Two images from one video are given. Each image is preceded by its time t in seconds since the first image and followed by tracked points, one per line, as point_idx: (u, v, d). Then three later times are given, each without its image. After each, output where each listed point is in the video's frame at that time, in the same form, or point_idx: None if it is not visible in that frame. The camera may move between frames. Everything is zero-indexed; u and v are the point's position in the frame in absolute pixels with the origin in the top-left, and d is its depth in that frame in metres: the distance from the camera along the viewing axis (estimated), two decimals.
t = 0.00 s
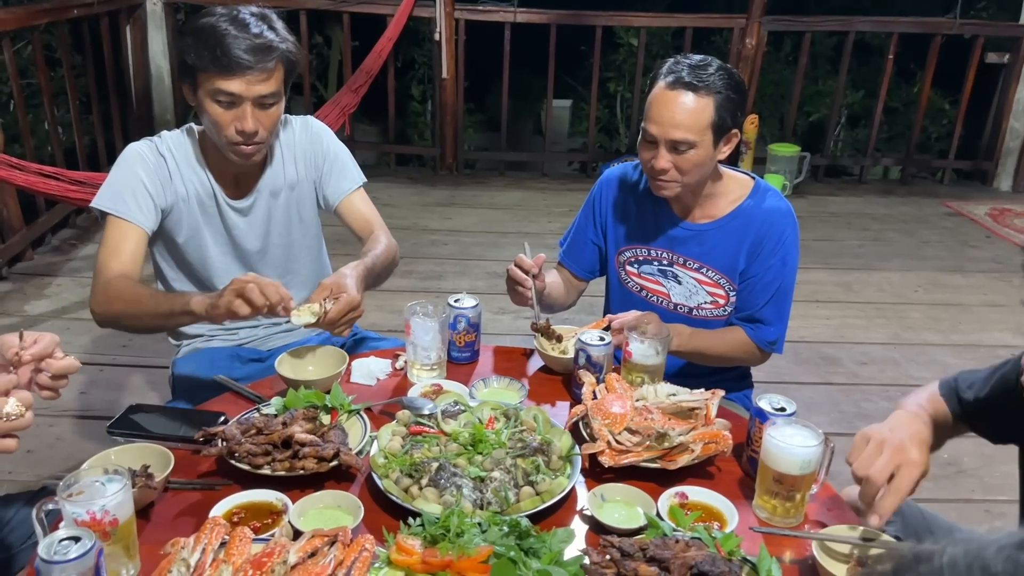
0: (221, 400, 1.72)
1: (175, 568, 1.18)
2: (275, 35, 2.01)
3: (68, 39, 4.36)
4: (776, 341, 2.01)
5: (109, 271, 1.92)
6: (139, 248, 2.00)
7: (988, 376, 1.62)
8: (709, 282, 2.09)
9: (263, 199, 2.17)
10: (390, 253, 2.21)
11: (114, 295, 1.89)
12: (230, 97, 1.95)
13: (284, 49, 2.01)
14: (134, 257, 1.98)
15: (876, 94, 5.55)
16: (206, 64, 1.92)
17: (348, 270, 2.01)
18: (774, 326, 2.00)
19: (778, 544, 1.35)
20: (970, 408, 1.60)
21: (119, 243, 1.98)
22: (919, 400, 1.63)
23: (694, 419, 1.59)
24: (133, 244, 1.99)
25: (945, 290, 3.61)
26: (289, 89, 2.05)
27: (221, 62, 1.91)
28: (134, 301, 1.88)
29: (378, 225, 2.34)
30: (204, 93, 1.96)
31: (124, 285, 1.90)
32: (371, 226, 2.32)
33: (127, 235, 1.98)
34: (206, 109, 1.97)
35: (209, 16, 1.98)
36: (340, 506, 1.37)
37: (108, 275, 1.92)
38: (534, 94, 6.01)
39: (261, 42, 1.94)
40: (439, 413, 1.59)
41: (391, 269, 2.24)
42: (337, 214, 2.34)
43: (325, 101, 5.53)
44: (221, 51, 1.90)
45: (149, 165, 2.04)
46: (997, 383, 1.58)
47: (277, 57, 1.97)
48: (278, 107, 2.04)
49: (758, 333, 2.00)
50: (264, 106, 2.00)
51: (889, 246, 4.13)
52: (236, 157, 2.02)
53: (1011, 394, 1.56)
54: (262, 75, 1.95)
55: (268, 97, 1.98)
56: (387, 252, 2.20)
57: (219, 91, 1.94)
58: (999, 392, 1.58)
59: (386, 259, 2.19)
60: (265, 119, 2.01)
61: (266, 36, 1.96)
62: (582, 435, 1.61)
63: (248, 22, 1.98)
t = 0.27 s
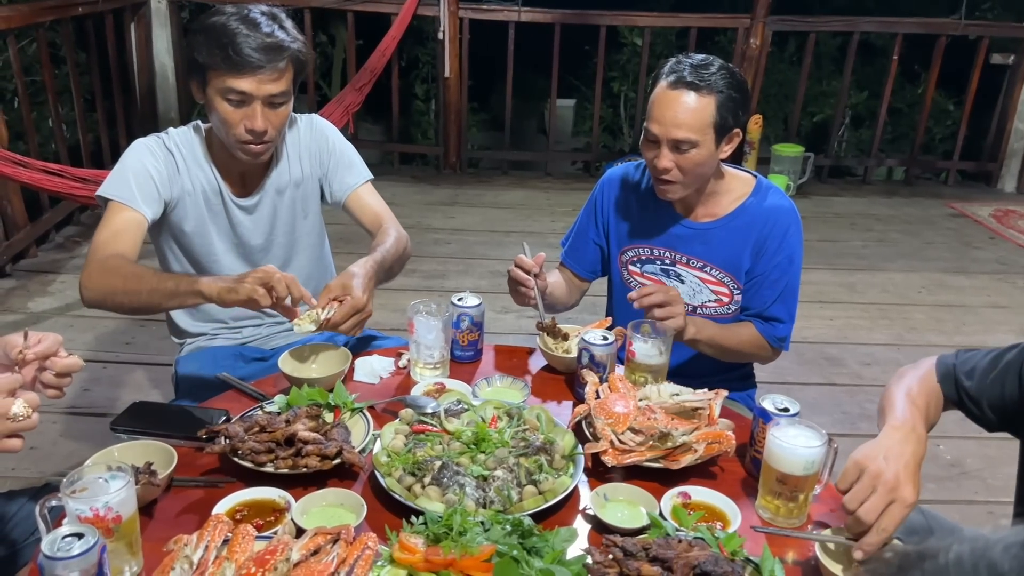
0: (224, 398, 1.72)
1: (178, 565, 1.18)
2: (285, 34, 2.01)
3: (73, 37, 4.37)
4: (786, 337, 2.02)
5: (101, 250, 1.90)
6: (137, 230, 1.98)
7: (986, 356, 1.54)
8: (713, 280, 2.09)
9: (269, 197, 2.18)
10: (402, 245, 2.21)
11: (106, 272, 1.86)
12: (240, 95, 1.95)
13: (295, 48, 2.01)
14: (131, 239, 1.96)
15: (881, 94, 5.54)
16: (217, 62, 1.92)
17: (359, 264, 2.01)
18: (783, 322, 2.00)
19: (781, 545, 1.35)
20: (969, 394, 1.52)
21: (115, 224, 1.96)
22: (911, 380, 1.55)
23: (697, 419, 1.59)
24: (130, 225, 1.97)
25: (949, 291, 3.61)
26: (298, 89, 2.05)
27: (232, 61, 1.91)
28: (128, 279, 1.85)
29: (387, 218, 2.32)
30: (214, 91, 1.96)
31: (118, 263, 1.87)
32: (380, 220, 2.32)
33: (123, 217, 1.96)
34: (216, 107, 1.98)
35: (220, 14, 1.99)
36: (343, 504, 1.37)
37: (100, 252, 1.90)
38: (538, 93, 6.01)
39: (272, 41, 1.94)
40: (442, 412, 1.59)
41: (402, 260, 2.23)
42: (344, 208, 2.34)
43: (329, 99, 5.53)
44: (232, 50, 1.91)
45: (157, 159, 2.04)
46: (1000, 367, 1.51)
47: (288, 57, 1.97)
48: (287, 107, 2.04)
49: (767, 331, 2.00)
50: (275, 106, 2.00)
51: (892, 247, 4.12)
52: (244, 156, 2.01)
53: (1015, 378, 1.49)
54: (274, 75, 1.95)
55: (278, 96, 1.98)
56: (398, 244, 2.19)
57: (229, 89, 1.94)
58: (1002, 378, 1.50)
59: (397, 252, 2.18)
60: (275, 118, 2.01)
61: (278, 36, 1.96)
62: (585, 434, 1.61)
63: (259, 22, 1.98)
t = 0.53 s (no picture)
0: (228, 396, 1.73)
1: (183, 563, 1.18)
2: (292, 35, 2.01)
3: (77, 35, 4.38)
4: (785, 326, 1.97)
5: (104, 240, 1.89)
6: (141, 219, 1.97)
7: (995, 351, 1.53)
8: (715, 275, 2.10)
9: (275, 197, 2.18)
10: (407, 242, 2.20)
11: (110, 259, 1.85)
12: (244, 94, 1.96)
13: (301, 50, 2.01)
14: (136, 229, 1.95)
15: (884, 96, 5.54)
16: (221, 61, 1.93)
17: (363, 259, 1.99)
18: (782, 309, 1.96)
19: (784, 546, 1.35)
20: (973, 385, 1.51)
21: (119, 213, 1.95)
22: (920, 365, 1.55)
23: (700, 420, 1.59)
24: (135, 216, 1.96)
25: (952, 293, 3.61)
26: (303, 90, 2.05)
27: (236, 60, 1.92)
28: (134, 268, 1.84)
29: (393, 216, 2.31)
30: (219, 89, 1.97)
31: (122, 251, 1.86)
32: (386, 218, 2.31)
33: (127, 207, 1.95)
34: (220, 106, 1.99)
35: (229, 14, 1.99)
36: (347, 503, 1.37)
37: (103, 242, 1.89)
38: (541, 93, 6.02)
39: (277, 41, 1.94)
40: (446, 412, 1.60)
41: (407, 260, 2.22)
42: (350, 206, 2.34)
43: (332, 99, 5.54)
44: (236, 49, 1.92)
45: (164, 157, 2.05)
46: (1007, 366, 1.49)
47: (293, 59, 1.97)
48: (292, 108, 2.04)
49: (764, 318, 1.97)
50: (277, 106, 2.00)
51: (896, 248, 4.12)
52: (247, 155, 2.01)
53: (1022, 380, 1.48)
54: (277, 75, 1.96)
55: (281, 96, 1.99)
56: (402, 241, 2.19)
57: (231, 87, 1.95)
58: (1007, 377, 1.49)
59: (401, 248, 2.17)
60: (278, 119, 2.01)
61: (283, 35, 1.96)
62: (588, 434, 1.61)
63: (266, 22, 1.98)
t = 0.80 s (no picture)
0: (235, 396, 1.73)
1: (190, 561, 1.19)
2: (289, 35, 2.02)
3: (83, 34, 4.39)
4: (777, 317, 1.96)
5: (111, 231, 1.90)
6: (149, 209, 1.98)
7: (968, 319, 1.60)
8: (715, 271, 2.11)
9: (281, 197, 2.19)
10: (412, 242, 2.20)
11: (118, 248, 1.85)
12: (230, 87, 1.97)
13: (293, 52, 2.02)
14: (143, 220, 1.96)
15: (889, 98, 5.54)
16: (212, 52, 1.96)
17: (368, 259, 1.99)
18: (773, 300, 1.97)
19: (788, 548, 1.35)
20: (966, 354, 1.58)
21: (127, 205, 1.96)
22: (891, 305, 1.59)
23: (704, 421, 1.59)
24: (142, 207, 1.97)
25: (956, 296, 3.61)
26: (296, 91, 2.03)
27: (223, 51, 1.94)
28: (142, 258, 1.84)
29: (398, 215, 2.30)
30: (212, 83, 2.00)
31: (131, 241, 1.87)
32: (391, 218, 2.30)
33: (134, 197, 1.97)
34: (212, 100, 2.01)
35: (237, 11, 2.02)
36: (353, 502, 1.38)
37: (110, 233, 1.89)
38: (545, 93, 6.02)
39: (272, 39, 1.97)
40: (451, 412, 1.60)
41: (414, 259, 2.21)
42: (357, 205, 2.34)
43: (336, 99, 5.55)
44: (225, 39, 1.94)
45: (172, 155, 2.06)
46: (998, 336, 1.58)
47: (280, 53, 1.98)
48: (282, 109, 2.01)
49: (757, 308, 1.96)
50: (263, 102, 1.98)
51: (900, 251, 4.12)
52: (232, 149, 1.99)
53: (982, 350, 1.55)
54: (260, 67, 1.95)
55: (267, 91, 1.97)
56: (408, 241, 2.18)
57: (218, 76, 1.96)
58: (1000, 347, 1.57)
59: (407, 248, 2.17)
60: (263, 115, 1.98)
61: (277, 32, 1.98)
62: (593, 435, 1.62)
63: (267, 21, 2.00)
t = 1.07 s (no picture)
0: (240, 395, 1.74)
1: (197, 560, 1.20)
2: (292, 35, 2.02)
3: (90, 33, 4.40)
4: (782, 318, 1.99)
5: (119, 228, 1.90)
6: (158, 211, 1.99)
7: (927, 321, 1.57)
8: (720, 272, 2.12)
9: (286, 198, 2.19)
10: (418, 244, 2.20)
11: (126, 246, 1.85)
12: (235, 91, 1.97)
13: (298, 53, 2.02)
14: (151, 218, 1.96)
15: (894, 101, 5.53)
16: (218, 54, 1.97)
17: (375, 263, 2.00)
18: (777, 299, 1.98)
19: (791, 551, 1.35)
20: (937, 364, 1.53)
21: (136, 203, 1.96)
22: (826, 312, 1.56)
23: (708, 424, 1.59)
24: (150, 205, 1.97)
25: (960, 299, 3.60)
26: (302, 94, 2.04)
27: (229, 54, 1.94)
28: (149, 257, 1.85)
29: (404, 219, 2.30)
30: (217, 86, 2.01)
31: (138, 239, 1.87)
32: (397, 220, 2.30)
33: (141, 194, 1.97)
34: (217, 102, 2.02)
35: (243, 13, 2.02)
36: (357, 503, 1.38)
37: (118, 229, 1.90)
38: (550, 93, 6.02)
39: (277, 42, 1.98)
40: (455, 413, 1.61)
41: (420, 261, 2.22)
42: (361, 207, 2.34)
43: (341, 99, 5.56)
44: (232, 42, 1.94)
45: (179, 155, 2.07)
46: (969, 340, 1.52)
47: (284, 56, 1.98)
48: (286, 111, 2.01)
49: (761, 309, 1.97)
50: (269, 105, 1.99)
51: (904, 254, 4.12)
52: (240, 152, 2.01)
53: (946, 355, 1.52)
54: (265, 71, 1.96)
55: (271, 93, 1.97)
56: (414, 243, 2.19)
57: (223, 79, 1.97)
58: (972, 353, 1.51)
59: (412, 251, 2.17)
60: (268, 117, 1.99)
61: (281, 35, 1.99)
62: (597, 436, 1.62)
63: (272, 22, 2.00)
